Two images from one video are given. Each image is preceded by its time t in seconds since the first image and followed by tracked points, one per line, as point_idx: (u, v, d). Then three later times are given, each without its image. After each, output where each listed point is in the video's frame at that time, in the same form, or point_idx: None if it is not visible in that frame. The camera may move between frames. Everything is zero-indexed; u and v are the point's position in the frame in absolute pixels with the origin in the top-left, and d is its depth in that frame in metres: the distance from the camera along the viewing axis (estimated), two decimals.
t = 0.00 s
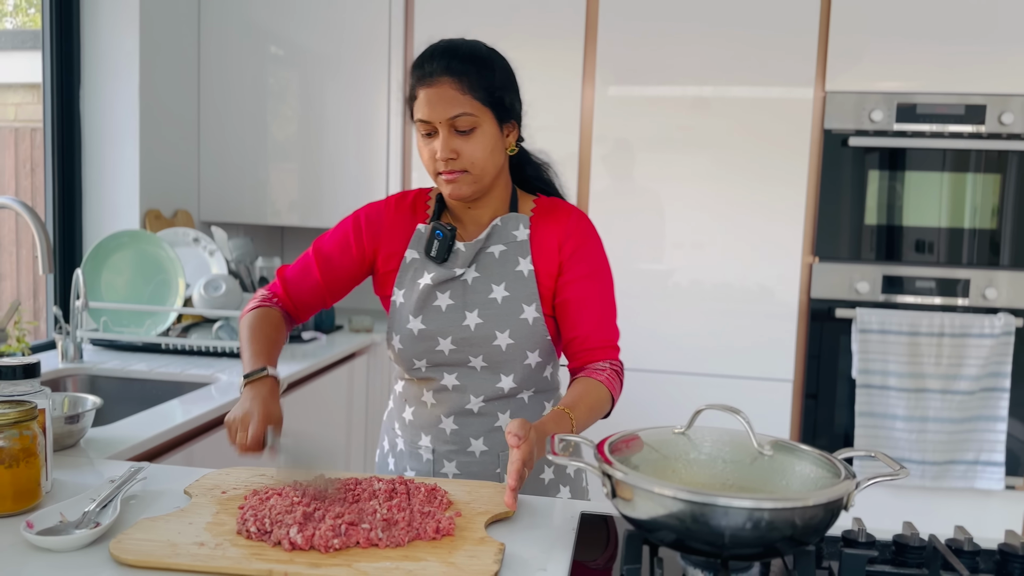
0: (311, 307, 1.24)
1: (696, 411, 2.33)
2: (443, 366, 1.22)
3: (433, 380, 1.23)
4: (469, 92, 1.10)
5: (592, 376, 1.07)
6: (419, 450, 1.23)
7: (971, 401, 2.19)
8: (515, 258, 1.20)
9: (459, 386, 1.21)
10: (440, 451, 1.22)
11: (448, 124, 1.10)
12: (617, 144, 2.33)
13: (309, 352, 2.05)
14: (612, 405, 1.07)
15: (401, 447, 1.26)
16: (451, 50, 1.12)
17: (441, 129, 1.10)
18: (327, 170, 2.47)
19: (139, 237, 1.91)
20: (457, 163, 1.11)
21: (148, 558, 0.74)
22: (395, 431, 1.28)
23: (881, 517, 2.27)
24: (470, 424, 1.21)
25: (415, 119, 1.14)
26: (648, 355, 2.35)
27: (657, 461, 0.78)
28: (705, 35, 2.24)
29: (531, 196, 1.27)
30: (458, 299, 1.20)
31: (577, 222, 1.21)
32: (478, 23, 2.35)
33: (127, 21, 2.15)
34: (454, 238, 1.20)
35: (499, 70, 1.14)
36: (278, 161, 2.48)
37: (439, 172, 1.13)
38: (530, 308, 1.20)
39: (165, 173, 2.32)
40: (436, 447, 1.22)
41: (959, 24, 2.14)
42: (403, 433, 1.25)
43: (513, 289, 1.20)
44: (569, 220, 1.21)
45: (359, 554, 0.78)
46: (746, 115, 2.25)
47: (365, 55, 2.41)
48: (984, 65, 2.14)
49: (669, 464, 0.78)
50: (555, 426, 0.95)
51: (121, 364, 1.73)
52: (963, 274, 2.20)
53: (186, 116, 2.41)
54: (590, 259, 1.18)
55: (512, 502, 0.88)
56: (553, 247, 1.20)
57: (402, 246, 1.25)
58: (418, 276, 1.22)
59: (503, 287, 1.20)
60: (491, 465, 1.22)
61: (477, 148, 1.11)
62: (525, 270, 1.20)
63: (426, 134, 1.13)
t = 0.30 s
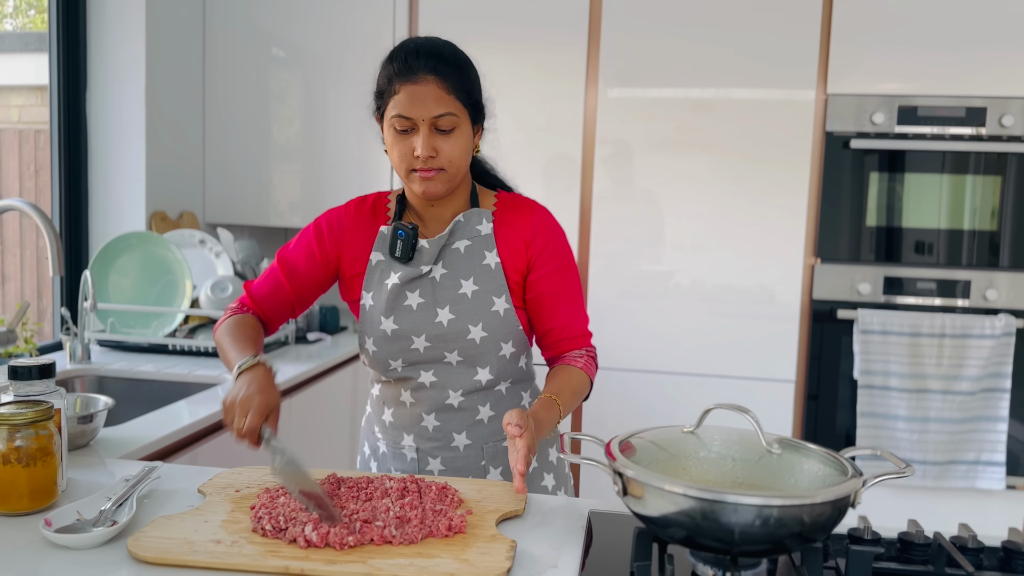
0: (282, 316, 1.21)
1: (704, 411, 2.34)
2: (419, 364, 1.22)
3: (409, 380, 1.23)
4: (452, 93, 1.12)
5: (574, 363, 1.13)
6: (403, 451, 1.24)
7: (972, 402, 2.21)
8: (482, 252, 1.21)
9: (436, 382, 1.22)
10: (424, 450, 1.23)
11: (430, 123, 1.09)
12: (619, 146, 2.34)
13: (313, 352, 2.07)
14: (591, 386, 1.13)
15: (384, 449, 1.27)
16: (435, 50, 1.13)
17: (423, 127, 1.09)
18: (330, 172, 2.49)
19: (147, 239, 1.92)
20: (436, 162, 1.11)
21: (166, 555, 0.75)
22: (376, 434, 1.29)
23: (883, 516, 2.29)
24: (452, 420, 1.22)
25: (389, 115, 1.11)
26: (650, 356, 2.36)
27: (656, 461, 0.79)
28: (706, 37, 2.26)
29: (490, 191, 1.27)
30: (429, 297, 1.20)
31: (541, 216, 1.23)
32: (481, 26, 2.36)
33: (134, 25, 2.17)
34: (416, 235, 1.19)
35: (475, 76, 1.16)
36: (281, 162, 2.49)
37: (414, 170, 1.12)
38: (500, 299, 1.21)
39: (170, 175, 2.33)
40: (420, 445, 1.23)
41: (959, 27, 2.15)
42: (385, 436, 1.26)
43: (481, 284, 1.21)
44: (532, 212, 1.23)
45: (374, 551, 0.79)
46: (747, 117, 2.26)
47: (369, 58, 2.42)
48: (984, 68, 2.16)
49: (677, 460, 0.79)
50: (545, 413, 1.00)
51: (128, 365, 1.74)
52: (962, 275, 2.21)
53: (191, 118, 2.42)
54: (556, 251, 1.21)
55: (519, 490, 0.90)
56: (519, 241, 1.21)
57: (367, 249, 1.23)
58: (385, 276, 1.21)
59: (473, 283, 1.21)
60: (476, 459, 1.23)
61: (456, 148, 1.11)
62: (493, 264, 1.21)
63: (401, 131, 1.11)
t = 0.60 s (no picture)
0: (310, 331, 1.28)
1: (704, 411, 2.35)
2: (410, 368, 1.23)
3: (398, 382, 1.24)
4: (466, 106, 1.12)
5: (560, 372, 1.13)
6: (393, 454, 1.25)
7: (967, 402, 2.23)
8: (474, 258, 1.21)
9: (427, 386, 1.23)
10: (415, 453, 1.24)
11: (441, 132, 1.10)
12: (616, 149, 2.36)
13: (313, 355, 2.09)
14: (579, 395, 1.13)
15: (375, 453, 1.28)
16: (456, 61, 1.13)
17: (434, 135, 1.09)
18: (329, 175, 2.50)
19: (149, 242, 1.93)
20: (441, 170, 1.11)
21: (176, 555, 0.76)
22: (367, 437, 1.30)
23: (878, 515, 2.30)
24: (443, 423, 1.23)
25: (400, 117, 1.11)
26: (648, 357, 2.38)
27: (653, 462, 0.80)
28: (703, 40, 2.27)
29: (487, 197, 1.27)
30: (420, 301, 1.20)
31: (535, 224, 1.23)
32: (479, 29, 2.37)
33: (136, 28, 2.18)
34: (410, 239, 1.20)
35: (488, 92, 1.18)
36: (280, 163, 2.50)
37: (418, 174, 1.12)
38: (492, 306, 1.21)
39: (171, 178, 2.34)
40: (411, 449, 1.24)
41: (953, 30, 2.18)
42: (376, 439, 1.27)
43: (473, 290, 1.21)
44: (528, 219, 1.23)
45: (380, 550, 0.80)
46: (744, 120, 2.28)
47: (368, 60, 2.43)
48: (977, 70, 2.18)
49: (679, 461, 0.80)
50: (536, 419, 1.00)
51: (130, 367, 1.75)
52: (957, 276, 2.23)
53: (190, 120, 2.43)
54: (547, 259, 1.21)
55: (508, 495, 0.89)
56: (511, 248, 1.21)
57: (362, 254, 1.24)
58: (378, 279, 1.21)
59: (465, 288, 1.21)
60: (467, 462, 1.25)
61: (464, 159, 1.12)
62: (484, 270, 1.21)
63: (410, 136, 1.11)
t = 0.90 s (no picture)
0: (358, 334, 1.34)
1: (699, 411, 2.37)
2: (419, 371, 1.25)
3: (408, 383, 1.26)
4: (500, 122, 1.13)
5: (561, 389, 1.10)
6: (398, 453, 1.27)
7: (957, 402, 2.25)
8: (491, 268, 1.22)
9: (434, 389, 1.25)
10: (418, 455, 1.26)
11: (471, 145, 1.11)
12: (610, 151, 2.37)
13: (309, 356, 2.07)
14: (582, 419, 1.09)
15: (383, 450, 1.30)
16: (497, 76, 1.14)
17: (463, 148, 1.11)
18: (324, 178, 2.50)
19: (146, 245, 1.94)
20: (467, 182, 1.13)
21: (180, 556, 0.77)
22: (379, 433, 1.32)
23: (869, 514, 2.33)
24: (446, 428, 1.25)
25: (434, 126, 1.13)
26: (642, 357, 2.40)
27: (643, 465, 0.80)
28: (697, 43, 2.29)
29: (514, 207, 1.28)
30: (435, 305, 1.23)
31: (555, 237, 1.22)
32: (474, 32, 2.38)
33: (131, 31, 2.18)
34: (430, 245, 1.24)
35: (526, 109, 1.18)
36: (274, 165, 2.51)
37: (445, 183, 1.14)
38: (503, 316, 1.22)
39: (167, 180, 2.34)
40: (415, 451, 1.26)
41: (943, 34, 2.20)
42: (386, 437, 1.29)
43: (487, 298, 1.22)
44: (548, 235, 1.23)
45: (382, 550, 0.81)
46: (737, 122, 2.30)
47: (364, 63, 2.44)
48: (966, 74, 2.21)
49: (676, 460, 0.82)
50: (534, 441, 0.98)
51: (127, 370, 1.76)
52: (946, 278, 2.26)
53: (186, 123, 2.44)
54: (561, 274, 1.19)
55: (484, 520, 0.83)
56: (527, 259, 1.22)
57: (388, 251, 1.28)
58: (397, 281, 1.25)
59: (478, 296, 1.22)
60: (469, 469, 1.26)
61: (492, 173, 1.14)
62: (500, 280, 1.22)
63: (442, 145, 1.13)
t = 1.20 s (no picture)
0: (414, 332, 1.40)
1: (694, 411, 2.38)
2: (475, 375, 1.29)
3: (464, 385, 1.31)
4: (561, 128, 1.12)
5: (604, 410, 1.07)
6: (446, 453, 1.32)
7: (945, 401, 2.28)
8: (553, 280, 1.22)
9: (484, 395, 1.28)
10: (464, 457, 1.30)
11: (529, 151, 1.11)
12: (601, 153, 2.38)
13: (303, 358, 2.09)
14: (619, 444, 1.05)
15: (437, 447, 1.36)
16: (561, 80, 1.13)
17: (521, 153, 1.12)
18: (315, 180, 2.50)
19: (139, 247, 1.94)
20: (525, 188, 1.13)
21: (180, 556, 0.78)
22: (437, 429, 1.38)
23: (859, 512, 2.35)
24: (491, 434, 1.28)
25: (497, 131, 1.15)
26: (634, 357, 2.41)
27: (646, 466, 0.80)
28: (688, 45, 2.31)
29: (585, 218, 1.27)
30: (494, 312, 1.25)
31: (620, 252, 1.19)
32: (465, 34, 2.39)
33: (123, 33, 2.18)
34: (496, 252, 1.26)
35: (596, 114, 1.16)
36: (265, 167, 2.51)
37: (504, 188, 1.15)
38: (559, 331, 1.22)
39: (159, 182, 2.34)
40: (460, 452, 1.30)
41: (930, 37, 2.23)
42: (440, 434, 1.35)
43: (544, 310, 1.22)
44: (615, 250, 1.19)
45: (381, 548, 0.82)
46: (727, 124, 2.32)
47: (355, 65, 2.44)
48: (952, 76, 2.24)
49: (673, 458, 0.83)
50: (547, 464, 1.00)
51: (120, 372, 1.76)
52: (934, 278, 2.29)
53: (178, 125, 2.44)
54: (621, 292, 1.15)
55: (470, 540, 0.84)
56: (589, 273, 1.19)
57: (453, 254, 1.32)
58: (460, 285, 1.27)
59: (536, 307, 1.23)
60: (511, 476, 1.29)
61: (552, 180, 1.14)
62: (559, 293, 1.21)
63: (503, 150, 1.14)
